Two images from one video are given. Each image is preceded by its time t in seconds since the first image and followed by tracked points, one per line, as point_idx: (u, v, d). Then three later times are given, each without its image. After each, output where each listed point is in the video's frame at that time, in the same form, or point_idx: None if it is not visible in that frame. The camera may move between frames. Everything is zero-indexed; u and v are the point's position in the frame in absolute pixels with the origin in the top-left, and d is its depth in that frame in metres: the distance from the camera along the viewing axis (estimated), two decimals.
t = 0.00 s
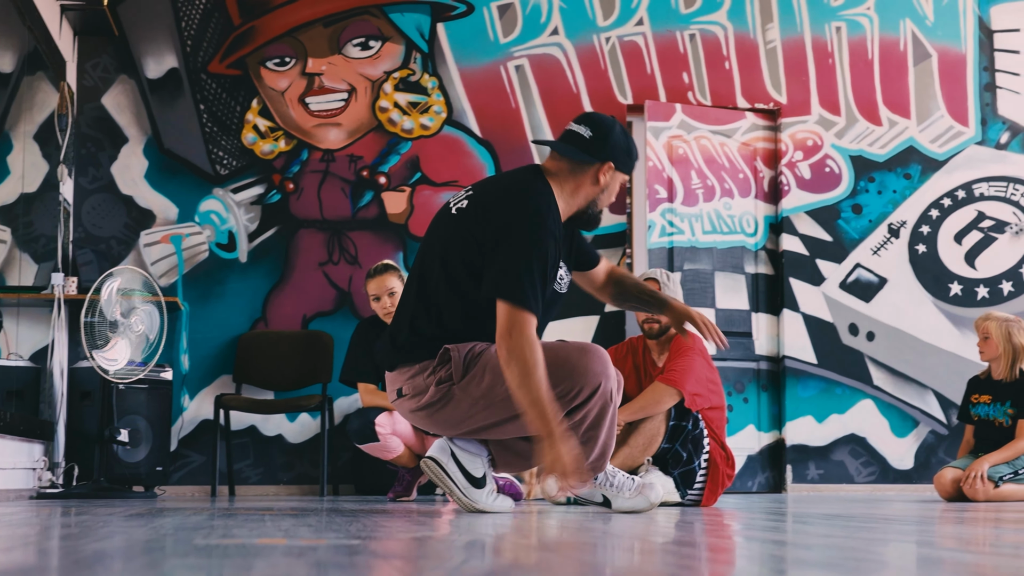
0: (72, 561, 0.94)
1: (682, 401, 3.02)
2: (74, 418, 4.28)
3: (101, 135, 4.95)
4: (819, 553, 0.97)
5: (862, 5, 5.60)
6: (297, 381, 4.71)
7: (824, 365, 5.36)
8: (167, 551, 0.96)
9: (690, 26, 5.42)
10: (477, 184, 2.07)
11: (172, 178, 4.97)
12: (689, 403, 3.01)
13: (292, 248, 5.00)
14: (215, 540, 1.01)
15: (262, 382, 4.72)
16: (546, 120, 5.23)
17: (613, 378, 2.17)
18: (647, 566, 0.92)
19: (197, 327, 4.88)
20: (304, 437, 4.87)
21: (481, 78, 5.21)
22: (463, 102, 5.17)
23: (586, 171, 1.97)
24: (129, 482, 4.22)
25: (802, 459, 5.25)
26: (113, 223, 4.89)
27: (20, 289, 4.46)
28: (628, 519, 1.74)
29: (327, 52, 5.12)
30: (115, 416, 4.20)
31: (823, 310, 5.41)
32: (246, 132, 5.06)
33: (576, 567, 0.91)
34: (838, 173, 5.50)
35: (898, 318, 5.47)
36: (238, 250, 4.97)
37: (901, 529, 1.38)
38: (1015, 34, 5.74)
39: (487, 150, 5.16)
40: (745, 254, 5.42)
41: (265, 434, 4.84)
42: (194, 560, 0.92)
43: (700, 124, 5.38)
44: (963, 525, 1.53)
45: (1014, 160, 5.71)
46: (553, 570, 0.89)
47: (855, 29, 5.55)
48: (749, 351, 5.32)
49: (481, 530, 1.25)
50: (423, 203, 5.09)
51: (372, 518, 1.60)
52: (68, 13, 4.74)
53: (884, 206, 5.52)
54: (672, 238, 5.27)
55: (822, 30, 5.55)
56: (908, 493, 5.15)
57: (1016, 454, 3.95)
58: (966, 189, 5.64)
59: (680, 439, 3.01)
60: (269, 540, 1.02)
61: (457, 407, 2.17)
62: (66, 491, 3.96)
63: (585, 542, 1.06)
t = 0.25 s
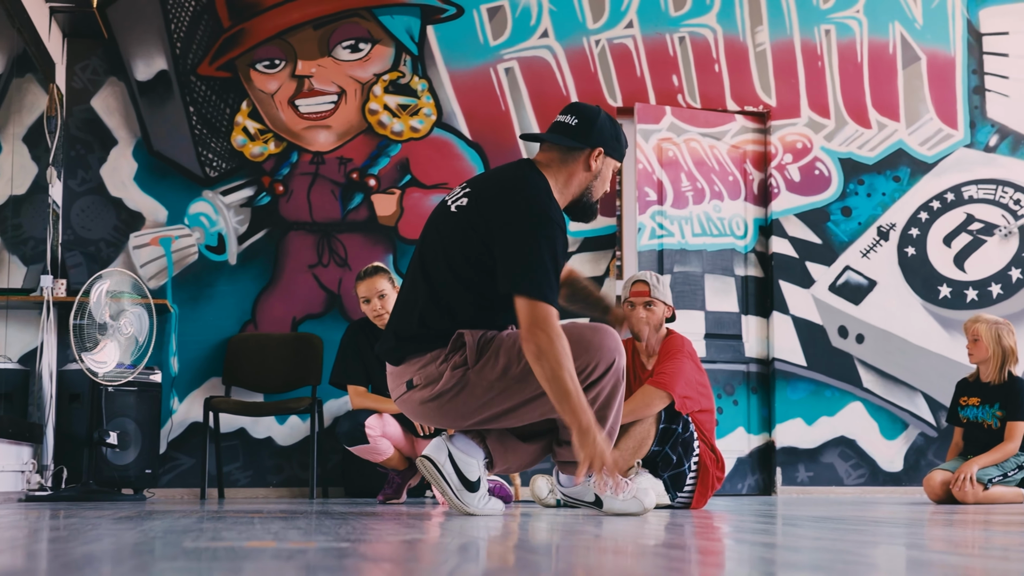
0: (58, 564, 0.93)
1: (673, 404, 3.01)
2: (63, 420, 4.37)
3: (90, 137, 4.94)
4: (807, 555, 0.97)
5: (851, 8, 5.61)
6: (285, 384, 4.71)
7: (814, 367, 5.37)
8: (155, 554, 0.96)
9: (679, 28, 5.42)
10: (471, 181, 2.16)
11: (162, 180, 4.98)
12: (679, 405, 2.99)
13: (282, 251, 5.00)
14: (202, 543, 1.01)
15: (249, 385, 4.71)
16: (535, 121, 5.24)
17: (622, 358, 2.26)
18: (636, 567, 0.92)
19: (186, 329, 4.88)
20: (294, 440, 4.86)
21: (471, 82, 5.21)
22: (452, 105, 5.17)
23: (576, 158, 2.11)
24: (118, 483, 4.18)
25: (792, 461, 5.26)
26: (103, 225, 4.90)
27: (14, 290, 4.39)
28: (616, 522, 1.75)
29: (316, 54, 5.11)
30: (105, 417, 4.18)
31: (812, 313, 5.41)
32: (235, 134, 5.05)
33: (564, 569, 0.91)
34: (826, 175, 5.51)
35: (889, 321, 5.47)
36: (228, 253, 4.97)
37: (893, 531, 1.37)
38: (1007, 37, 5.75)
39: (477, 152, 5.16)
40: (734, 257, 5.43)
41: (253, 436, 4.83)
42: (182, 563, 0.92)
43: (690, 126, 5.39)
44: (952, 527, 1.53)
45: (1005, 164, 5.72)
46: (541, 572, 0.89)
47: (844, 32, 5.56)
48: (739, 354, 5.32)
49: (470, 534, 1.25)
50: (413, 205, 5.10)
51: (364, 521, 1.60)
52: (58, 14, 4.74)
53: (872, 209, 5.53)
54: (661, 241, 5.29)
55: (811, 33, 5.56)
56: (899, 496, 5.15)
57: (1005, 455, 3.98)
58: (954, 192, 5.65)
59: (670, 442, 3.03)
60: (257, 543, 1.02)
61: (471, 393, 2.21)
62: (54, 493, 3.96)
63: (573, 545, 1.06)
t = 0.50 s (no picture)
0: (36, 573, 0.90)
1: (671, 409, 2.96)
2: (43, 429, 4.29)
3: (69, 134, 4.87)
4: (810, 565, 0.94)
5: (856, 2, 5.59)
6: (271, 391, 4.68)
7: (817, 372, 5.33)
8: (135, 565, 0.93)
9: (679, 23, 5.40)
10: (483, 186, 2.12)
11: (145, 178, 4.92)
12: (678, 411, 2.98)
13: (269, 253, 4.97)
14: (184, 554, 0.98)
15: (237, 390, 4.68)
16: (532, 122, 5.21)
17: (626, 359, 2.25)
18: None
19: (170, 332, 4.83)
20: (280, 446, 4.83)
21: (462, 77, 5.18)
22: (444, 101, 5.15)
23: (593, 175, 2.10)
24: (100, 493, 4.13)
25: (795, 469, 5.22)
26: (84, 225, 4.83)
27: None
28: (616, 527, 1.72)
29: (305, 49, 5.08)
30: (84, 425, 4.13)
31: (816, 316, 5.37)
32: (221, 131, 5.01)
33: None
34: (831, 173, 5.48)
35: (894, 324, 5.45)
36: (213, 254, 4.93)
37: (896, 541, 1.34)
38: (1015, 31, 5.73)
39: (470, 151, 5.15)
40: (735, 258, 5.40)
41: (240, 442, 4.80)
42: (162, 572, 0.89)
43: (689, 123, 5.38)
44: (960, 536, 1.51)
45: (1012, 162, 5.71)
46: None
47: (848, 27, 5.54)
48: (740, 357, 5.31)
49: (464, 543, 1.22)
50: (404, 204, 5.08)
51: (353, 531, 1.56)
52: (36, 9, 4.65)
53: (878, 208, 5.50)
54: (660, 242, 5.26)
55: (814, 27, 5.54)
56: (905, 505, 5.11)
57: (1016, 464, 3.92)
58: (962, 191, 5.63)
59: (669, 449, 2.95)
60: (242, 553, 0.99)
61: (470, 396, 2.19)
62: (33, 502, 3.89)
63: (569, 555, 1.03)
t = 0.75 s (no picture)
0: None
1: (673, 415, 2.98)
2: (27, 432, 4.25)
3: (54, 132, 4.85)
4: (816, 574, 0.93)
5: None
6: (262, 396, 4.66)
7: (823, 377, 5.31)
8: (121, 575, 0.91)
9: (682, 17, 5.37)
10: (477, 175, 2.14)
11: (131, 177, 4.89)
12: (680, 416, 2.97)
13: (259, 253, 4.93)
14: (172, 564, 0.96)
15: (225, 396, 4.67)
16: (528, 117, 5.19)
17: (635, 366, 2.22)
18: None
19: (157, 336, 4.81)
20: (271, 453, 4.81)
21: (458, 73, 5.15)
22: (439, 98, 5.12)
23: (577, 147, 2.14)
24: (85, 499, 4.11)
25: (800, 476, 5.19)
26: (68, 225, 4.80)
27: None
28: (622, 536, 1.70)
29: (296, 45, 5.05)
30: (69, 431, 4.09)
31: (819, 318, 5.35)
32: (209, 129, 4.99)
33: None
34: (837, 172, 5.46)
35: (902, 328, 5.42)
36: (201, 255, 4.89)
37: (903, 550, 1.32)
38: None
39: (465, 148, 5.11)
40: (739, 259, 5.36)
41: (230, 450, 4.77)
42: None
43: (691, 120, 5.34)
44: (971, 546, 1.49)
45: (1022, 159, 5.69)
46: None
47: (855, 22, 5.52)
48: (744, 362, 5.28)
49: (460, 552, 1.20)
50: (397, 204, 5.04)
51: (346, 539, 1.54)
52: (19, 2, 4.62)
53: (886, 208, 5.47)
54: (661, 242, 5.23)
55: (820, 22, 5.51)
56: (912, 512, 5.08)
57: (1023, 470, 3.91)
58: (972, 190, 5.61)
59: (670, 455, 2.98)
60: (231, 562, 0.97)
61: (478, 402, 2.16)
62: (17, 510, 3.84)
63: (570, 565, 1.02)
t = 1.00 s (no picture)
0: None
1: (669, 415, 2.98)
2: (21, 434, 4.25)
3: (49, 132, 4.84)
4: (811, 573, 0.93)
5: None
6: (257, 396, 4.66)
7: (818, 377, 5.32)
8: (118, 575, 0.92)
9: (677, 17, 5.38)
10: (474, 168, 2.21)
11: (126, 178, 4.88)
12: (674, 416, 2.94)
13: (254, 253, 4.92)
14: (169, 564, 0.96)
15: (220, 396, 4.66)
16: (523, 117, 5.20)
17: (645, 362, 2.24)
18: None
19: (151, 336, 4.80)
20: (265, 454, 4.80)
21: (454, 73, 5.15)
22: (435, 99, 5.11)
23: (558, 133, 2.20)
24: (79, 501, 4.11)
25: (795, 477, 5.20)
26: (63, 225, 4.79)
27: None
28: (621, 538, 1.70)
29: (292, 45, 5.05)
30: (64, 432, 4.09)
31: (815, 319, 5.35)
32: (204, 129, 4.97)
33: None
34: (832, 173, 5.46)
35: (897, 329, 5.43)
36: (196, 255, 4.89)
37: (899, 550, 1.33)
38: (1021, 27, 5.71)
39: (460, 148, 5.11)
40: (734, 260, 5.37)
41: (224, 450, 4.77)
42: None
43: (687, 121, 5.34)
44: (967, 546, 1.49)
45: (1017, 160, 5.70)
46: None
47: (850, 22, 5.52)
48: (738, 362, 5.27)
49: (457, 552, 1.21)
50: (393, 204, 5.04)
51: (340, 540, 1.55)
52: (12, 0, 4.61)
53: (880, 209, 5.48)
54: (657, 243, 5.24)
55: (816, 23, 5.51)
56: (906, 513, 5.09)
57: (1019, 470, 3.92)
58: (967, 191, 5.61)
59: (665, 456, 2.96)
60: (228, 562, 0.98)
61: (499, 394, 2.11)
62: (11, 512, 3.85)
63: (567, 564, 1.02)
